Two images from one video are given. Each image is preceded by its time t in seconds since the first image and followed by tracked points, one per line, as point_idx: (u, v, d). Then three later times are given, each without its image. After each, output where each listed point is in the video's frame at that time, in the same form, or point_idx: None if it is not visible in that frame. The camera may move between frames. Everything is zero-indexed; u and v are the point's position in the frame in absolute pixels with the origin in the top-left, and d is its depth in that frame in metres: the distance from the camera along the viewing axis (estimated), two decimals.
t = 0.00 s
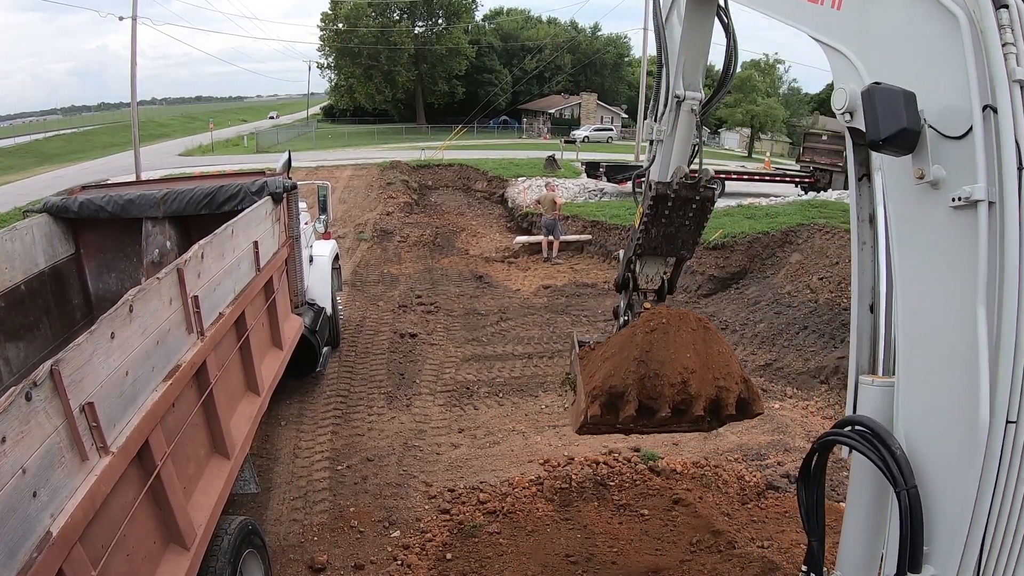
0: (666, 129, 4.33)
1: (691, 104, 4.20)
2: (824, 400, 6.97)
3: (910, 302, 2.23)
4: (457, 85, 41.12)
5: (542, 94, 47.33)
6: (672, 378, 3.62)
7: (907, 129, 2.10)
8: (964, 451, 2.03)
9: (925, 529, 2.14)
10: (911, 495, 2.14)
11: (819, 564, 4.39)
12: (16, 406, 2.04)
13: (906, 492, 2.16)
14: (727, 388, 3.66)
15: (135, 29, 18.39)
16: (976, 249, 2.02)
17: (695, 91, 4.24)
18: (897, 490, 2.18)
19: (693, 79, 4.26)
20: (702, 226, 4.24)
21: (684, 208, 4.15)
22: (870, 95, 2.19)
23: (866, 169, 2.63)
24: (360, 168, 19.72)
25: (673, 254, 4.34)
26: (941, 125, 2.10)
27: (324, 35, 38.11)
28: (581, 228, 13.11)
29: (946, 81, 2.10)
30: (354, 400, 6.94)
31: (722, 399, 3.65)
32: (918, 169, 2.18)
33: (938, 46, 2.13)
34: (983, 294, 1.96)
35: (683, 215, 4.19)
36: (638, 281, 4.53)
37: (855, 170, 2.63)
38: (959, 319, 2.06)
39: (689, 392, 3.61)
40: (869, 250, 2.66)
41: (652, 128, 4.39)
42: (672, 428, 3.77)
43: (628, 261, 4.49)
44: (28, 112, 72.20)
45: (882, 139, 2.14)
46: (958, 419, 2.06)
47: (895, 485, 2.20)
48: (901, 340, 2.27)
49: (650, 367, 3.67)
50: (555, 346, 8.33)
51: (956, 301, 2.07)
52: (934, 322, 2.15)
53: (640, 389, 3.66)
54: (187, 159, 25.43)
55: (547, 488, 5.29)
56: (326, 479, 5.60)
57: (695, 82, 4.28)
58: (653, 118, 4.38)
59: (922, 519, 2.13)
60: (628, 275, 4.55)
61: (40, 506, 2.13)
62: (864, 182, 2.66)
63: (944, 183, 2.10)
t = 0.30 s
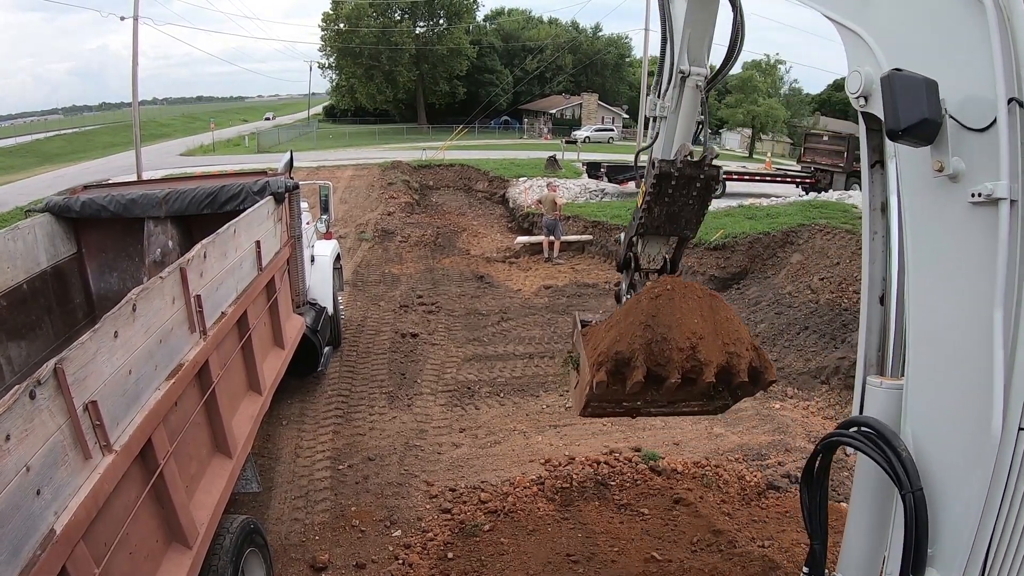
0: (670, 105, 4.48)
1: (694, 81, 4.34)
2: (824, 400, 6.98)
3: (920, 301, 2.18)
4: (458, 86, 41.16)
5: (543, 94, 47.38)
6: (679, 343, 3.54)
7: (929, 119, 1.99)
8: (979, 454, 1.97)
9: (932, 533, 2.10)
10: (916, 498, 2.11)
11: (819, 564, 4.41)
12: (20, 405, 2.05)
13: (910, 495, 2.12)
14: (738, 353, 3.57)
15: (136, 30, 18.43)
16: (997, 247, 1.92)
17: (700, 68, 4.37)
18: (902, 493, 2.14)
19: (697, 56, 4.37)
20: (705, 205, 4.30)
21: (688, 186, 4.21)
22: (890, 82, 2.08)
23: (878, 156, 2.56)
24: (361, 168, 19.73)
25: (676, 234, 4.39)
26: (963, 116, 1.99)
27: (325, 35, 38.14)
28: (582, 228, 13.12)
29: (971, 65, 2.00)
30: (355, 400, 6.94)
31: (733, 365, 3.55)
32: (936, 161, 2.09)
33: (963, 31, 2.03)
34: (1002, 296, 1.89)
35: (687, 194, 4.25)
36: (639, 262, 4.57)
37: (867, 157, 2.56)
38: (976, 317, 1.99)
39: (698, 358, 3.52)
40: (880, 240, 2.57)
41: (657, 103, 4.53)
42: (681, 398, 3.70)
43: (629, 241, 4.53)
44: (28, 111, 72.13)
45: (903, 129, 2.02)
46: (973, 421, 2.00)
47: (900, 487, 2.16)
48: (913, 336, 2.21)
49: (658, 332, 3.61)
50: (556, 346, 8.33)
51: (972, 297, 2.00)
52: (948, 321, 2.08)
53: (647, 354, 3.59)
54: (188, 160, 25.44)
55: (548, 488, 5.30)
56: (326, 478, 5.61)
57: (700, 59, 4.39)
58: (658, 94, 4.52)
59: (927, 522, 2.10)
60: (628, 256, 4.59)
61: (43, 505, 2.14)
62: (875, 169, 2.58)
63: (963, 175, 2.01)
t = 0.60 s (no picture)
0: (667, 77, 4.77)
1: (693, 50, 4.63)
2: (829, 401, 6.98)
3: (932, 298, 2.11)
4: (464, 87, 41.19)
5: (548, 95, 47.39)
6: (680, 299, 3.46)
7: (948, 109, 1.90)
8: (980, 456, 1.92)
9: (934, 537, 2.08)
10: (919, 501, 2.09)
11: (822, 562, 4.44)
12: (35, 399, 2.08)
13: (913, 497, 2.10)
14: (737, 312, 3.54)
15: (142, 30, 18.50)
16: (1013, 246, 1.84)
17: (698, 38, 4.66)
18: (905, 494, 2.13)
19: (697, 27, 4.66)
20: (701, 178, 4.65)
21: (684, 159, 4.59)
22: (910, 65, 1.97)
23: (889, 139, 2.56)
24: (366, 168, 19.78)
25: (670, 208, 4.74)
26: (986, 106, 1.89)
27: (331, 36, 38.19)
28: (588, 229, 13.13)
29: (981, 59, 1.92)
30: (362, 399, 6.98)
31: (733, 323, 3.51)
32: (954, 152, 1.99)
33: (968, 29, 1.97)
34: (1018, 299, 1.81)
35: (684, 166, 4.62)
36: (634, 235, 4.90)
37: (879, 140, 2.57)
38: (983, 315, 1.93)
39: (699, 315, 3.45)
40: (888, 227, 2.57)
41: (655, 74, 4.84)
42: (679, 360, 3.62)
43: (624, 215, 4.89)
44: (34, 111, 72.46)
45: (922, 118, 1.93)
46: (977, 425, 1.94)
47: (902, 488, 2.15)
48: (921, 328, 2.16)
49: (655, 288, 3.51)
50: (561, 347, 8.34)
51: (982, 296, 1.93)
52: (961, 321, 2.01)
53: (646, 312, 3.49)
54: (194, 160, 25.51)
55: (553, 487, 5.33)
56: (332, 476, 5.64)
57: (699, 30, 4.68)
58: (656, 65, 4.82)
59: (930, 525, 2.08)
60: (623, 230, 4.93)
61: (56, 499, 2.17)
62: (886, 153, 2.59)
63: (981, 168, 1.93)
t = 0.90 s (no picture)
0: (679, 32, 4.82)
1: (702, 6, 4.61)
2: (840, 404, 6.98)
3: (967, 303, 1.90)
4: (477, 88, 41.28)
5: (561, 96, 47.42)
6: (686, 244, 3.59)
7: (998, 99, 1.69)
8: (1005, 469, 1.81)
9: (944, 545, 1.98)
10: (931, 508, 1.97)
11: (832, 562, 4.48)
12: (58, 390, 2.15)
13: (925, 506, 1.98)
14: (745, 259, 3.65)
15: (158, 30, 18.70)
16: None
17: None
18: (916, 503, 2.00)
19: None
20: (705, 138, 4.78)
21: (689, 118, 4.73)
22: (956, 47, 1.76)
23: (918, 119, 2.26)
24: (380, 168, 19.90)
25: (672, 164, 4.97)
26: None
27: (345, 37, 38.37)
28: (600, 230, 13.16)
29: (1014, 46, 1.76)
30: (375, 397, 7.05)
31: (743, 271, 3.61)
32: (996, 145, 1.79)
33: (1004, 6, 1.79)
34: None
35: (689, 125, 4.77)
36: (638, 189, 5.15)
37: (907, 119, 2.26)
38: (1010, 318, 1.78)
39: (705, 260, 3.57)
40: (914, 215, 2.25)
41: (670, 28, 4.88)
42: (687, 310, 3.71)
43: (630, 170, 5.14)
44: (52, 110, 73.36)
45: (968, 110, 1.72)
46: (1009, 430, 1.79)
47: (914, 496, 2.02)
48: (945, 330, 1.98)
49: (662, 234, 3.65)
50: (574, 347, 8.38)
51: None
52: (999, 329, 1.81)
53: (652, 258, 3.61)
54: (210, 159, 25.77)
55: (566, 485, 5.38)
56: (345, 474, 5.71)
57: None
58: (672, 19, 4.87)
59: (941, 533, 1.97)
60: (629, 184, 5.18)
61: (77, 488, 2.24)
62: (915, 134, 2.27)
63: None
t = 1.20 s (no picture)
0: None
1: None
2: (860, 410, 6.94)
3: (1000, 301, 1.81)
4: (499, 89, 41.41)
5: (584, 98, 47.40)
6: (701, 194, 3.62)
7: None
8: None
9: (958, 557, 1.93)
10: (949, 523, 1.92)
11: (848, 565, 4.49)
12: (93, 378, 2.24)
13: (943, 520, 1.94)
14: (760, 212, 3.70)
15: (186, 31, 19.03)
16: None
17: None
18: (934, 516, 1.96)
19: None
20: (719, 102, 4.37)
21: (704, 79, 4.30)
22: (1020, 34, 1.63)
23: (964, 101, 2.16)
24: (403, 168, 20.08)
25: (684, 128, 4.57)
26: None
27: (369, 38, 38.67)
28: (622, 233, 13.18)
29: None
30: (396, 394, 7.14)
31: (760, 225, 3.63)
32: None
33: None
34: None
35: (702, 87, 4.35)
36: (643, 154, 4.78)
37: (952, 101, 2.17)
38: None
39: (721, 211, 3.60)
40: (952, 204, 2.20)
41: None
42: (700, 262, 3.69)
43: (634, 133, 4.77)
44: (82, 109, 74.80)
45: None
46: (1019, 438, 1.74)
47: (932, 509, 1.98)
48: (977, 328, 1.90)
49: (675, 184, 3.66)
50: (594, 349, 8.41)
51: None
52: None
53: (665, 206, 3.60)
54: (236, 158, 26.16)
55: (585, 484, 5.42)
56: (366, 469, 5.79)
57: None
58: None
59: (958, 549, 1.91)
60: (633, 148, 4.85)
61: (109, 474, 2.33)
62: (959, 116, 2.18)
63: None
